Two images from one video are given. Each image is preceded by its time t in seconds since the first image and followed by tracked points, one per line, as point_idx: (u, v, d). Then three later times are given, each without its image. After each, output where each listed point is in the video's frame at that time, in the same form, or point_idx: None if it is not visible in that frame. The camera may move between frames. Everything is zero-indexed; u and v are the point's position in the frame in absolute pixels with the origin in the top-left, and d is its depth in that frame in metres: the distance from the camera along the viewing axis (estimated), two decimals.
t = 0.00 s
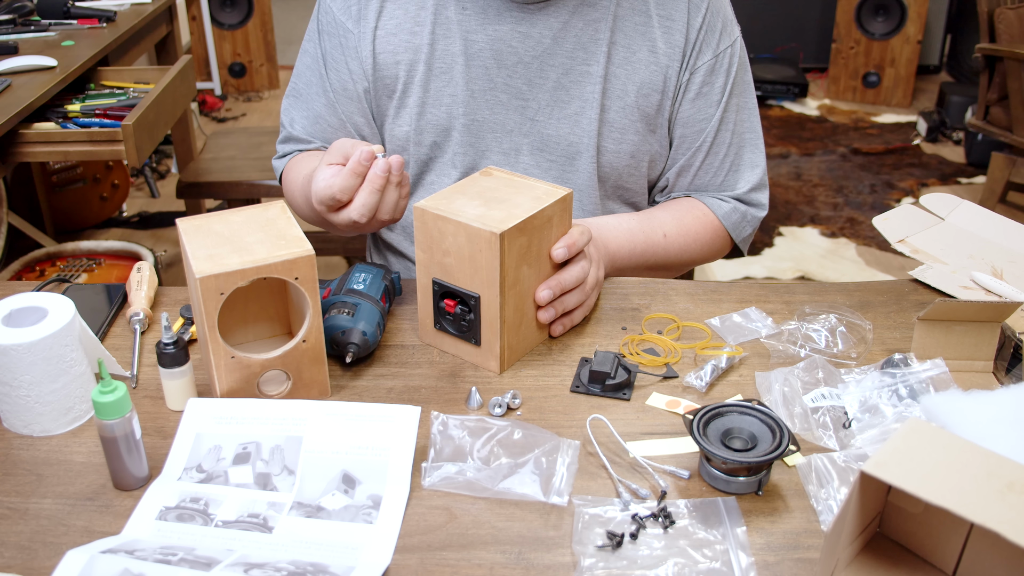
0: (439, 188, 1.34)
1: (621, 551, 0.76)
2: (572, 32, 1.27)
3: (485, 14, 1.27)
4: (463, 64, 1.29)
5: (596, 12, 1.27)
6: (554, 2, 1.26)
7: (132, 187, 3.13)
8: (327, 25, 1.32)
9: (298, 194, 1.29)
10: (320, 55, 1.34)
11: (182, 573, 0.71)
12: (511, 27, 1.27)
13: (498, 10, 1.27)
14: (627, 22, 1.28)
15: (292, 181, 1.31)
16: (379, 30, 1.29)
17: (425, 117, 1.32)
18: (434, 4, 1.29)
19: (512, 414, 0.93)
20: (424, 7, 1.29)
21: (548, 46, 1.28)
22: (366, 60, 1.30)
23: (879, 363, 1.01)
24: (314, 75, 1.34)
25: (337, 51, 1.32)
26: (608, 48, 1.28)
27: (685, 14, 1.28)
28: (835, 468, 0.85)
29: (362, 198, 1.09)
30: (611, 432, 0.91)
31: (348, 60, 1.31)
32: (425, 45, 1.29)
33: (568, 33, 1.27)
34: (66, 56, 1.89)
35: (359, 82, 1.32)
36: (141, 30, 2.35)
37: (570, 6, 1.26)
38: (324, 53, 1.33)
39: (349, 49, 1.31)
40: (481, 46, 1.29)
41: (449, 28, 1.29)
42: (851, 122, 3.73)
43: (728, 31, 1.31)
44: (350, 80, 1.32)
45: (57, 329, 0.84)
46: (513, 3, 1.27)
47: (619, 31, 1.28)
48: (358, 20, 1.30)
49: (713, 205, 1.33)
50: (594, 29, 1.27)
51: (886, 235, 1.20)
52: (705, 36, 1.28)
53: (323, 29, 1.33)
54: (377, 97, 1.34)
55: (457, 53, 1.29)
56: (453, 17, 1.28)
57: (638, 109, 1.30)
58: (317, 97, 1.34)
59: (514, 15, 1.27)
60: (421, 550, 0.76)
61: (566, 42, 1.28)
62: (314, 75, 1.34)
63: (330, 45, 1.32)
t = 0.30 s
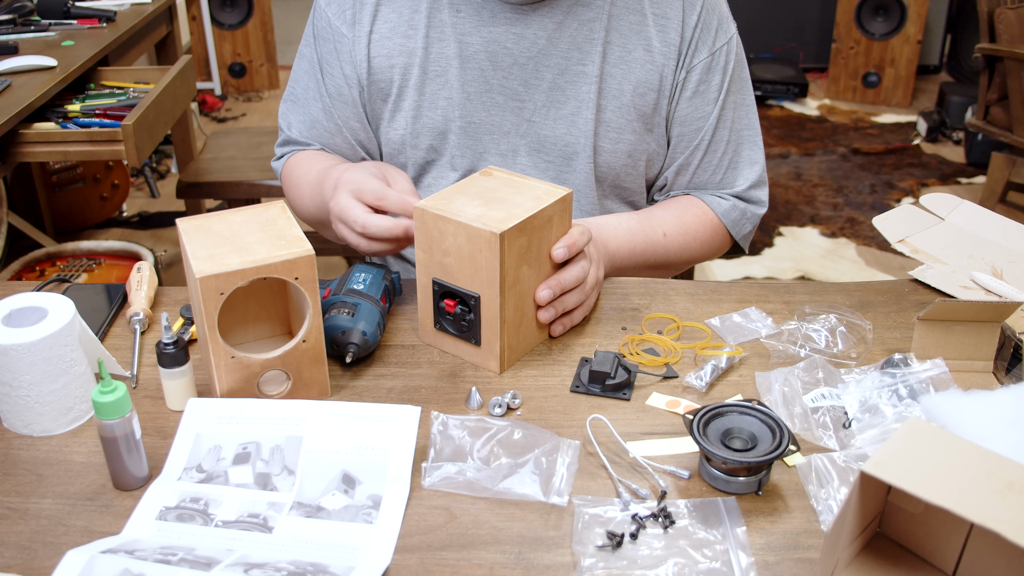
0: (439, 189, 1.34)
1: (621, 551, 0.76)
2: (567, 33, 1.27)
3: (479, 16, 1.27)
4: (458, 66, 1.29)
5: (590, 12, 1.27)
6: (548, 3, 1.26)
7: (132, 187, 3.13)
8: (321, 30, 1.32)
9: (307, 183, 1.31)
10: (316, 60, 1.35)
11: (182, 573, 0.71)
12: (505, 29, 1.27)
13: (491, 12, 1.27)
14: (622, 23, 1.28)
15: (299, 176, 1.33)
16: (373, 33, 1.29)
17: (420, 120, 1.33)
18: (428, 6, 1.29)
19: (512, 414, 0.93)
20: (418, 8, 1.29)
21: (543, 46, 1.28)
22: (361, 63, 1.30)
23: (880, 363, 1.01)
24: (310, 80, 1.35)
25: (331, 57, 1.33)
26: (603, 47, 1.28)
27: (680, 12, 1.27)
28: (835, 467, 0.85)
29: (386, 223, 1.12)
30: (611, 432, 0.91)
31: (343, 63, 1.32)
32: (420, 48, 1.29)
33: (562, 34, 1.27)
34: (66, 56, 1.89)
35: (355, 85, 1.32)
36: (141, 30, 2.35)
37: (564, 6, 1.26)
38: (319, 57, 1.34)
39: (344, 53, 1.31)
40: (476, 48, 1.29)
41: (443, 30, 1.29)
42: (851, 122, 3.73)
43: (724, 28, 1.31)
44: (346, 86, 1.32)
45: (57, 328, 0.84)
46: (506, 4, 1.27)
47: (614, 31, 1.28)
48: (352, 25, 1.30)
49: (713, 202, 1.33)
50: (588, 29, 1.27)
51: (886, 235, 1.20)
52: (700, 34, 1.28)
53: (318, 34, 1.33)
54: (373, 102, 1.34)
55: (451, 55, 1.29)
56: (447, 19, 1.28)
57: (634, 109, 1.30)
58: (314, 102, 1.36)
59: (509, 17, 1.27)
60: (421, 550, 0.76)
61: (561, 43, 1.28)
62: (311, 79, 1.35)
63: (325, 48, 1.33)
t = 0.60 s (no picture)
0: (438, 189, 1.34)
1: (621, 551, 0.76)
2: (564, 33, 1.27)
3: (476, 16, 1.27)
4: (456, 66, 1.29)
5: (587, 13, 1.27)
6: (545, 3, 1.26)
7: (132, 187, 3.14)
8: (319, 31, 1.32)
9: (334, 180, 1.31)
10: (314, 61, 1.35)
11: (182, 573, 0.71)
12: (502, 29, 1.27)
13: (489, 12, 1.27)
14: (620, 23, 1.28)
15: (317, 171, 1.33)
16: (371, 33, 1.30)
17: (418, 121, 1.33)
18: (425, 7, 1.29)
19: (513, 414, 0.93)
20: (416, 9, 1.29)
21: (540, 46, 1.28)
22: (358, 64, 1.30)
23: (880, 363, 1.01)
24: (309, 81, 1.35)
25: (330, 58, 1.33)
26: (600, 47, 1.28)
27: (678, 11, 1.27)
28: (834, 467, 0.85)
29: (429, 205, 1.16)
30: (611, 432, 0.91)
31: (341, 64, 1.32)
32: (418, 49, 1.29)
33: (559, 34, 1.27)
34: (66, 56, 1.89)
35: (353, 86, 1.32)
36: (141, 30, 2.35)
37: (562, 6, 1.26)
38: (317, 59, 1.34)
39: (342, 53, 1.31)
40: (474, 48, 1.29)
41: (441, 30, 1.29)
42: (851, 122, 3.73)
43: (721, 26, 1.31)
44: (344, 87, 1.33)
45: (57, 329, 0.85)
46: (503, 4, 1.27)
47: (611, 30, 1.28)
48: (350, 26, 1.30)
49: (713, 200, 1.33)
50: (586, 29, 1.27)
51: (886, 235, 1.21)
52: (697, 33, 1.28)
53: (316, 35, 1.33)
54: (372, 102, 1.34)
55: (449, 56, 1.29)
56: (445, 20, 1.28)
57: (631, 109, 1.30)
58: (313, 103, 1.36)
59: (506, 18, 1.27)
60: (421, 550, 0.76)
61: (558, 43, 1.28)
62: (309, 81, 1.35)
63: (324, 50, 1.33)
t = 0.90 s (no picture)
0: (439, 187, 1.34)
1: (621, 551, 0.76)
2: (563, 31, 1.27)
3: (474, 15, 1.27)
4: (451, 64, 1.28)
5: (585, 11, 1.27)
6: None
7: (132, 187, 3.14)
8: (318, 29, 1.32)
9: (323, 133, 1.23)
10: (300, 54, 1.30)
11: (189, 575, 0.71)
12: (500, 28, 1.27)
13: (480, 5, 1.25)
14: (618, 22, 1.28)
15: (306, 130, 1.26)
16: (363, 30, 1.28)
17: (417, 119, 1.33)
18: None
19: (513, 414, 0.93)
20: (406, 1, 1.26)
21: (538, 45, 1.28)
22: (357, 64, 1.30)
23: (879, 363, 1.01)
24: (296, 76, 1.31)
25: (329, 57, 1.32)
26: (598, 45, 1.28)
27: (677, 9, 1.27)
28: (835, 468, 0.85)
29: (429, 92, 1.00)
30: (611, 432, 0.91)
31: (334, 62, 1.31)
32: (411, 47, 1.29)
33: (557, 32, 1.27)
34: (66, 56, 1.89)
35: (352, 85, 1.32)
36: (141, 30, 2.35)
37: None
38: (303, 52, 1.30)
39: (335, 51, 1.30)
40: (469, 45, 1.28)
41: (433, 26, 1.27)
42: (851, 122, 3.73)
43: (718, 10, 1.27)
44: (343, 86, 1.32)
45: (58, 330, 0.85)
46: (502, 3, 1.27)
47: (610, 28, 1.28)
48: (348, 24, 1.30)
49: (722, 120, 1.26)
50: (582, 27, 1.27)
51: (886, 235, 1.21)
52: (693, 22, 1.26)
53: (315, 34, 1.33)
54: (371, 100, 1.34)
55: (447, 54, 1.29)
56: (436, 15, 1.27)
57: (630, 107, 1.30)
58: (300, 97, 1.31)
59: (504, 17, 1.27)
60: (421, 550, 0.76)
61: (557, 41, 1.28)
62: (296, 76, 1.31)
63: (312, 44, 1.29)
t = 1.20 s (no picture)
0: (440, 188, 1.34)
1: (621, 551, 0.76)
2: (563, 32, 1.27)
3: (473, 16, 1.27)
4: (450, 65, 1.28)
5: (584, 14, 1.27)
6: None
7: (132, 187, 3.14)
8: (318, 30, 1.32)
9: (321, 134, 1.22)
10: (300, 54, 1.30)
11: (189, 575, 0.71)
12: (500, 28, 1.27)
13: (479, 6, 1.25)
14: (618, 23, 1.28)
15: (304, 132, 1.25)
16: (362, 30, 1.28)
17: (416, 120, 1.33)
18: None
19: (513, 414, 0.93)
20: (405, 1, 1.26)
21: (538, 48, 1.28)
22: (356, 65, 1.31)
23: (880, 363, 1.01)
24: (295, 77, 1.31)
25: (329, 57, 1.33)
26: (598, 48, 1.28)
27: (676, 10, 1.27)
28: (834, 467, 0.85)
29: (430, 92, 1.00)
30: (611, 432, 0.91)
31: (334, 63, 1.31)
32: (411, 49, 1.29)
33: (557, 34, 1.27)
34: (67, 56, 1.89)
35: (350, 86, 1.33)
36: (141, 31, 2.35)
37: None
38: (303, 53, 1.30)
39: (334, 52, 1.30)
40: (469, 46, 1.28)
41: (432, 26, 1.27)
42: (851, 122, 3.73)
43: (717, 10, 1.27)
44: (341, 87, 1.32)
45: (57, 330, 0.85)
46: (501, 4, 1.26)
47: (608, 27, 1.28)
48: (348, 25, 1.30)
49: (721, 121, 1.25)
50: (581, 27, 1.27)
51: (886, 235, 1.21)
52: (692, 22, 1.26)
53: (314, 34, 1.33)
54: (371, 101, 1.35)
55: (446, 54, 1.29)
56: (435, 16, 1.27)
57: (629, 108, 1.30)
58: (299, 98, 1.31)
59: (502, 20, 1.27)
60: (421, 550, 0.76)
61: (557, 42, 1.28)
62: (295, 76, 1.31)
63: (311, 45, 1.29)
